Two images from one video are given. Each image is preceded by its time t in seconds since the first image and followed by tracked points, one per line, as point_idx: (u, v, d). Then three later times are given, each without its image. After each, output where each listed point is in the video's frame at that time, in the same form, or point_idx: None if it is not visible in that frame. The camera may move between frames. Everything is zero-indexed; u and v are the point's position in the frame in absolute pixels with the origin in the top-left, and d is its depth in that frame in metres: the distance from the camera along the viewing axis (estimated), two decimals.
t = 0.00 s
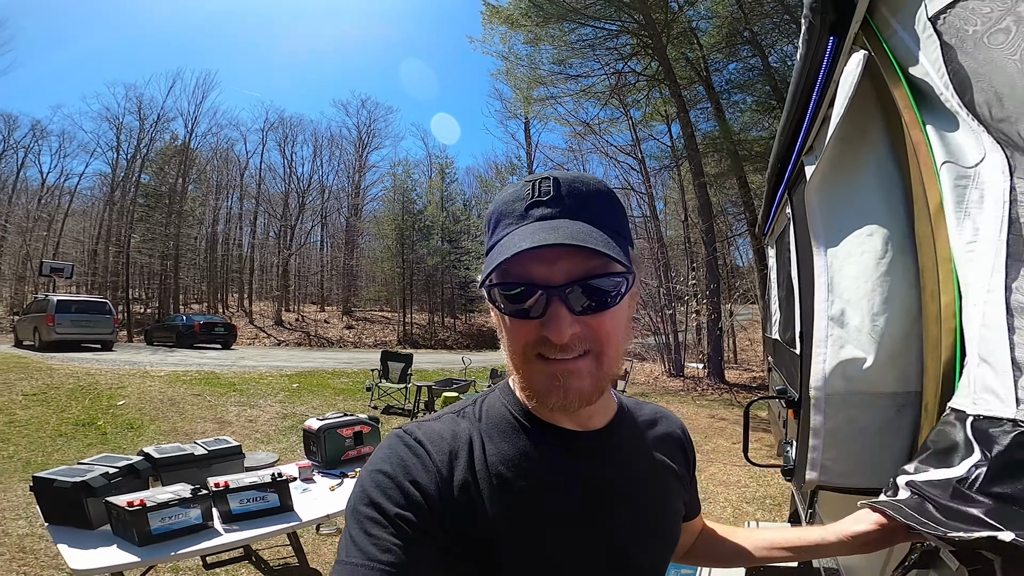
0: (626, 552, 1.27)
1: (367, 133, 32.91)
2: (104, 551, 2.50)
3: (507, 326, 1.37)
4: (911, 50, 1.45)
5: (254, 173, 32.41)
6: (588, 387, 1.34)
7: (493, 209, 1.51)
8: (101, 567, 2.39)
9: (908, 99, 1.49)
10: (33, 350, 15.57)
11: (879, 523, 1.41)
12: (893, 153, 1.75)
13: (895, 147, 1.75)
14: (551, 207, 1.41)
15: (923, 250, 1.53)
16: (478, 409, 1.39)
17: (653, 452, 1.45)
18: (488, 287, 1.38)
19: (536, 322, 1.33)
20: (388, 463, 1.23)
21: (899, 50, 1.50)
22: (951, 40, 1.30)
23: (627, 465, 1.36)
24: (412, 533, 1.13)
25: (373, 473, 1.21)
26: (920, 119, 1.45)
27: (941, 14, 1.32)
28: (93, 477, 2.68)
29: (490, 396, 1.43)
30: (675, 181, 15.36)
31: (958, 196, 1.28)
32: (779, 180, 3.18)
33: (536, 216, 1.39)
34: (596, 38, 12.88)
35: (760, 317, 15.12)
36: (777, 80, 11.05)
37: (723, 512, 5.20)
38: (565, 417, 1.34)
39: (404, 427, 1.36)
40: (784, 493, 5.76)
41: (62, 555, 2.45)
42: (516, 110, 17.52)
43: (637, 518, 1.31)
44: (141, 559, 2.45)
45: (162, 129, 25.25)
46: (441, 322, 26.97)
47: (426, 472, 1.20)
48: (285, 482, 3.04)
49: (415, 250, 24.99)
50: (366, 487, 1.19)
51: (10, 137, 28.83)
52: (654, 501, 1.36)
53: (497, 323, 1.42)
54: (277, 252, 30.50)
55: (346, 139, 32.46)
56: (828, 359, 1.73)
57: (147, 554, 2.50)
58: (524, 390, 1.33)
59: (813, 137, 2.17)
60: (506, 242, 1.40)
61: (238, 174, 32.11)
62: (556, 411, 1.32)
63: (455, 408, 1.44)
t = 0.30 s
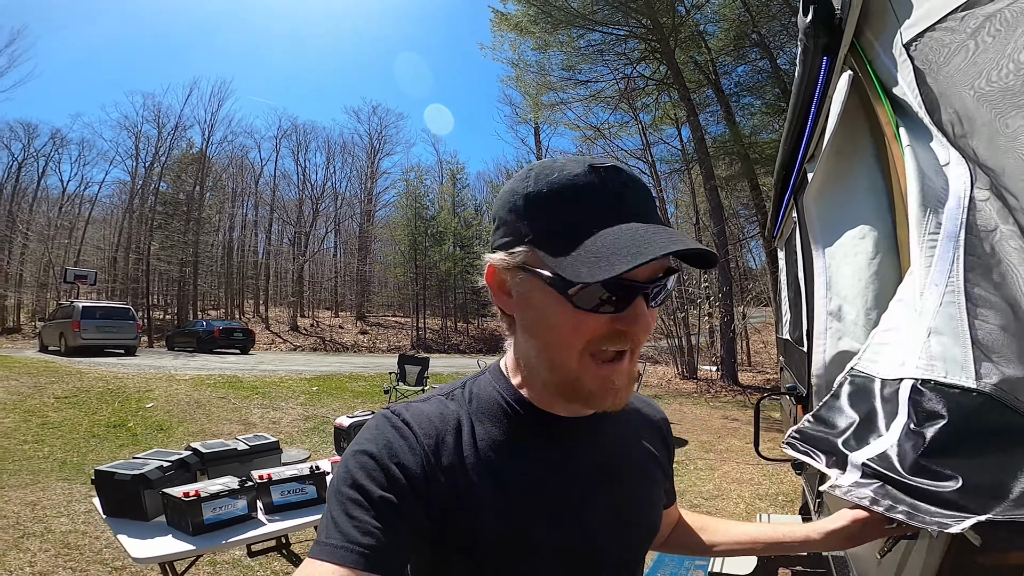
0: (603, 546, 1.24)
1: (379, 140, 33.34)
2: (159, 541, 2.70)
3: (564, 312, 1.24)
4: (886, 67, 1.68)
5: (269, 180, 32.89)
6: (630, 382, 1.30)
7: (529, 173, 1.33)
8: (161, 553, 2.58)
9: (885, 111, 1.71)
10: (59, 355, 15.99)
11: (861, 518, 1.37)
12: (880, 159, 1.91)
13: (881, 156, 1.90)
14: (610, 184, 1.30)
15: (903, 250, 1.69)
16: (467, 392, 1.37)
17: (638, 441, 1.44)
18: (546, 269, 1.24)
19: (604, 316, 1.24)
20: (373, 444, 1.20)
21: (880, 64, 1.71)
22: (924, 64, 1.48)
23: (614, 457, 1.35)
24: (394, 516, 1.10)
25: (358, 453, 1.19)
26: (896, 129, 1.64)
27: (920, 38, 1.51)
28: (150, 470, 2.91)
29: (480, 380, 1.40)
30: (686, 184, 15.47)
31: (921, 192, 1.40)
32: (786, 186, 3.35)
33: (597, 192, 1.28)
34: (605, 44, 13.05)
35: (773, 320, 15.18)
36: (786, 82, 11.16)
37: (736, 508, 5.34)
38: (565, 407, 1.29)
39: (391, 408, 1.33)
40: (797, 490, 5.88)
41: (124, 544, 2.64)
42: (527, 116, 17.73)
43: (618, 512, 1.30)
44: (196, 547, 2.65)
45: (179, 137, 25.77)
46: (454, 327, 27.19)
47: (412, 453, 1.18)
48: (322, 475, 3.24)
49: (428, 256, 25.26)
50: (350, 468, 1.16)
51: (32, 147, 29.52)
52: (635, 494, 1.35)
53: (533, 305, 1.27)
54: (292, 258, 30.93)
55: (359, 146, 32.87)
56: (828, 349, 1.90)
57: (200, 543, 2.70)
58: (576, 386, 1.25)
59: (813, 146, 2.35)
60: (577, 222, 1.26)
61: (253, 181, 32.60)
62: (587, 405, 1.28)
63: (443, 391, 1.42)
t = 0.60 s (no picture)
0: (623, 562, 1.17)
1: (390, 145, 33.65)
2: (187, 533, 2.84)
3: (650, 313, 1.22)
4: (862, 81, 1.86)
5: (283, 186, 33.28)
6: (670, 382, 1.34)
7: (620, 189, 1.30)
8: (189, 544, 2.73)
9: (862, 122, 1.95)
10: (81, 359, 16.35)
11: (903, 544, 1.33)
12: (861, 172, 2.16)
13: (864, 169, 2.15)
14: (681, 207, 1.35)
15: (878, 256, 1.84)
16: (488, 398, 1.32)
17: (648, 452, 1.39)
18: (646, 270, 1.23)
19: (681, 323, 1.24)
20: (395, 453, 1.14)
21: (851, 77, 1.95)
22: (890, 79, 1.63)
23: (630, 469, 1.30)
24: (417, 528, 1.03)
25: (380, 466, 1.12)
26: (873, 143, 1.88)
27: (888, 53, 1.65)
28: (178, 466, 3.07)
29: (499, 388, 1.34)
30: (697, 187, 15.45)
31: (892, 212, 1.68)
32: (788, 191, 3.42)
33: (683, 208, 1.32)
34: (613, 48, 13.14)
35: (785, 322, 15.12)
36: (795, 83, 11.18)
37: (744, 507, 5.42)
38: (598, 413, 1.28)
39: (413, 417, 1.27)
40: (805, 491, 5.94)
41: (154, 536, 2.79)
42: (536, 120, 17.84)
43: (637, 525, 1.23)
44: (221, 538, 2.79)
45: (195, 144, 26.23)
46: (466, 331, 27.33)
47: (438, 464, 1.11)
48: (338, 471, 3.38)
49: (440, 259, 25.40)
50: (373, 481, 1.09)
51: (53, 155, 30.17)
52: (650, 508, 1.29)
53: (618, 303, 1.23)
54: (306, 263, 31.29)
55: (370, 151, 33.18)
56: (813, 351, 1.99)
57: (225, 535, 2.84)
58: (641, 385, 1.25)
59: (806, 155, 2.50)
60: (676, 230, 1.26)
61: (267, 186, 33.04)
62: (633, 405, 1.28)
63: (460, 400, 1.35)
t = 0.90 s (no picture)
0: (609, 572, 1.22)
1: (404, 147, 33.90)
2: (205, 532, 2.94)
3: (641, 355, 1.26)
4: (858, 92, 1.87)
5: (297, 189, 33.66)
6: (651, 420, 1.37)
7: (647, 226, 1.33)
8: (206, 542, 2.82)
9: (858, 134, 1.97)
10: (102, 360, 16.68)
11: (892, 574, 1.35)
12: (858, 187, 2.21)
13: (861, 183, 2.20)
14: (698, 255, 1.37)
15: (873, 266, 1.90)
16: (478, 416, 1.37)
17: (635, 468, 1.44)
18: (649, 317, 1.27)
19: (668, 369, 1.27)
20: (387, 473, 1.17)
21: (848, 88, 1.98)
22: (881, 93, 1.59)
23: (616, 480, 1.35)
24: (409, 547, 1.07)
25: (373, 484, 1.15)
26: (869, 155, 1.91)
27: (879, 67, 1.62)
28: (197, 467, 3.17)
29: (489, 407, 1.40)
30: (710, 189, 15.40)
31: (888, 225, 1.73)
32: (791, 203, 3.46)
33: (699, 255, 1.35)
34: (623, 50, 13.17)
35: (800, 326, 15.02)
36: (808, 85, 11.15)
37: (752, 512, 5.44)
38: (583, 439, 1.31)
39: (403, 436, 1.31)
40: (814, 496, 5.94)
41: (173, 534, 2.90)
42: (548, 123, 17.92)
43: (623, 534, 1.28)
44: (237, 537, 2.88)
45: (212, 148, 26.65)
46: (478, 333, 27.46)
47: (431, 482, 1.15)
48: (350, 473, 3.48)
49: (453, 262, 25.52)
50: (366, 500, 1.13)
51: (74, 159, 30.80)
52: (637, 517, 1.34)
53: (614, 340, 1.26)
54: (321, 265, 31.63)
55: (384, 154, 33.45)
56: (808, 361, 2.04)
57: (241, 534, 2.94)
58: (624, 422, 1.29)
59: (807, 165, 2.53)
60: (684, 276, 1.28)
61: (282, 190, 33.44)
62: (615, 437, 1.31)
63: (451, 418, 1.40)
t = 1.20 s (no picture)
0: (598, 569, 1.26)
1: (410, 148, 34.02)
2: (215, 530, 3.00)
3: (632, 354, 1.31)
4: (855, 100, 1.90)
5: (304, 189, 33.79)
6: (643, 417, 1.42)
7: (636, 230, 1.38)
8: (217, 539, 2.90)
9: (857, 141, 2.01)
10: (111, 359, 16.86)
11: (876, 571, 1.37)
12: (855, 194, 2.25)
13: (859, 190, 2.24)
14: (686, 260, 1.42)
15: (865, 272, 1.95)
16: (474, 414, 1.42)
17: (629, 471, 1.49)
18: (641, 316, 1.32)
19: (660, 369, 1.33)
20: (385, 465, 1.22)
21: (844, 96, 2.01)
22: (879, 104, 1.57)
23: (607, 480, 1.39)
24: (404, 539, 1.11)
25: (368, 474, 1.20)
26: (866, 163, 1.94)
27: (876, 78, 1.61)
28: (208, 466, 3.24)
29: (488, 405, 1.45)
30: (716, 190, 15.38)
31: (883, 233, 1.77)
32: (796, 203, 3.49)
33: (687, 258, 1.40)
34: (628, 52, 13.21)
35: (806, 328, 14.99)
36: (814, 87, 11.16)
37: (754, 514, 5.47)
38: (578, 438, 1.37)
39: (401, 429, 1.36)
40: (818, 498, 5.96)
41: (184, 531, 2.96)
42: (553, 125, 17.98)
43: (613, 531, 1.33)
44: (246, 534, 2.94)
45: (220, 148, 26.87)
46: (484, 334, 27.53)
47: (427, 475, 1.20)
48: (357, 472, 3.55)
49: (459, 263, 25.67)
50: (361, 489, 1.17)
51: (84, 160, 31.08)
52: (626, 516, 1.38)
53: (605, 340, 1.32)
54: (327, 266, 31.81)
55: (390, 155, 33.58)
56: (805, 365, 2.10)
57: (250, 531, 3.00)
58: (618, 419, 1.34)
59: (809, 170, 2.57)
60: (671, 278, 1.34)
61: (289, 190, 33.57)
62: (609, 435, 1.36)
63: (450, 414, 1.46)
